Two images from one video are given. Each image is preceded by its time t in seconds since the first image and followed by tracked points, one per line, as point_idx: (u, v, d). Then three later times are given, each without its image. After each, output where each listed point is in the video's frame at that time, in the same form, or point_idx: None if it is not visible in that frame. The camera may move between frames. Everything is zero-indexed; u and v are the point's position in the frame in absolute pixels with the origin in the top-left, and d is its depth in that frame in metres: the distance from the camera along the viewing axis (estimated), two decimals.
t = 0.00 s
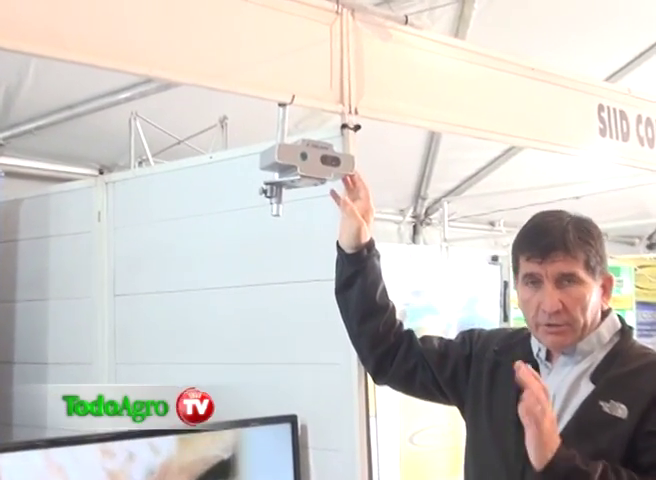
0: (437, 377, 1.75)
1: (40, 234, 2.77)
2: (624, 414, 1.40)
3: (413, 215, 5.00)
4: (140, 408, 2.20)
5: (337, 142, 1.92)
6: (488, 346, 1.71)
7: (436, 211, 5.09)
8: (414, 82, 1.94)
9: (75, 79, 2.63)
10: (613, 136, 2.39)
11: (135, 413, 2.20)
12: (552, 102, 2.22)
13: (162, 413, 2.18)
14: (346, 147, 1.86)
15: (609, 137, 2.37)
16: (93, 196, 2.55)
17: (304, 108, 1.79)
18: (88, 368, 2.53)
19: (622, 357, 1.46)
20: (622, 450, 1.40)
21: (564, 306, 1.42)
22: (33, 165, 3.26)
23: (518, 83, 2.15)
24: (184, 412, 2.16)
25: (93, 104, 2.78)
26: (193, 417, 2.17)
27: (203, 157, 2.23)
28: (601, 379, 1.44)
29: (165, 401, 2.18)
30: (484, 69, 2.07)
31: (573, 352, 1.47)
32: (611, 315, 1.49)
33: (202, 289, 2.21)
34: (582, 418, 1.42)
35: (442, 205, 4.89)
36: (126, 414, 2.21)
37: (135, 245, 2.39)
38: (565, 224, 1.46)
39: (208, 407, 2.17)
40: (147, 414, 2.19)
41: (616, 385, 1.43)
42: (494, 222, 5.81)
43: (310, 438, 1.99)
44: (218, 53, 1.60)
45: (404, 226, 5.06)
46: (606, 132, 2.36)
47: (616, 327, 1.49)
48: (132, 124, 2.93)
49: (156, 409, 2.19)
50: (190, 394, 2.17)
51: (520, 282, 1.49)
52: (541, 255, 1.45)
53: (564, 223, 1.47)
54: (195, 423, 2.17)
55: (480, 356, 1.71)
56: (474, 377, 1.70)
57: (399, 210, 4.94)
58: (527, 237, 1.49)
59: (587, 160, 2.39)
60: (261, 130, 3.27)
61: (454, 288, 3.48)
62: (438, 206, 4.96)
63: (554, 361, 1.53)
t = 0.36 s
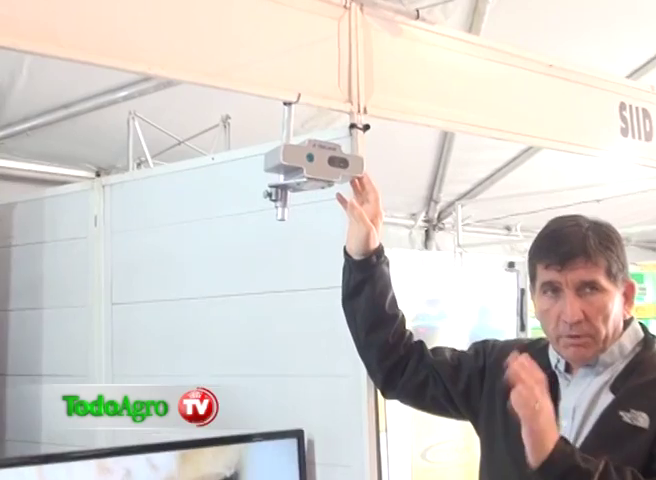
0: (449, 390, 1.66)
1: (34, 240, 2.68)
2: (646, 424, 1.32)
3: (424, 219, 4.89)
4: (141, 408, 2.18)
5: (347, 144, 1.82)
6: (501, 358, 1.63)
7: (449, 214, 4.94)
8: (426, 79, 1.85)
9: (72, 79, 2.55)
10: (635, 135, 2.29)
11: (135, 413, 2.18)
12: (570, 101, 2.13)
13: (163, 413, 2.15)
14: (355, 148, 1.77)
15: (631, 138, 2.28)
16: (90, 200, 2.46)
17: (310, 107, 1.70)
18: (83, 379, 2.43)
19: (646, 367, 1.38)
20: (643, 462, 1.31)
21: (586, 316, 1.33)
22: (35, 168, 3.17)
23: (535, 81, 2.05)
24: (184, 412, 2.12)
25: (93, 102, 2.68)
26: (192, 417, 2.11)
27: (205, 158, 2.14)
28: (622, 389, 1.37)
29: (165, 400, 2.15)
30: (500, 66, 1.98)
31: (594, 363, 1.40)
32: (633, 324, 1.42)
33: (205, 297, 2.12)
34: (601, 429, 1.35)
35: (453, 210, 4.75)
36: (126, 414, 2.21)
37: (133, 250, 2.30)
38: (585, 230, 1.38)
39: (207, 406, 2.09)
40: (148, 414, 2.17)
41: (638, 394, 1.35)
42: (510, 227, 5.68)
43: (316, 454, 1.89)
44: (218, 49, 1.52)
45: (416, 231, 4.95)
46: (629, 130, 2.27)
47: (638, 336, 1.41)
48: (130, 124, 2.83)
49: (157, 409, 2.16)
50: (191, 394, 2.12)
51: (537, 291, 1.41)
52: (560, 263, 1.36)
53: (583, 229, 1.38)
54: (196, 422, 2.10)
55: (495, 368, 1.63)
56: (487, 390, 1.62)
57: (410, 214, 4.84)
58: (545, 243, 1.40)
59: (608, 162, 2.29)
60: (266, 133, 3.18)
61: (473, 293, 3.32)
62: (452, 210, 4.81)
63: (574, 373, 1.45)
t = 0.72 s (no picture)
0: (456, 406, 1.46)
1: (24, 248, 2.59)
2: None
3: (434, 225, 4.61)
4: (140, 408, 2.14)
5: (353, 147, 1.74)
6: (513, 372, 1.43)
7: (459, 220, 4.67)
8: (433, 78, 1.77)
9: (68, 80, 2.47)
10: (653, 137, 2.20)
11: (135, 413, 2.14)
12: (585, 101, 2.04)
13: (162, 413, 2.10)
14: (360, 151, 1.68)
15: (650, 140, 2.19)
16: (83, 205, 2.38)
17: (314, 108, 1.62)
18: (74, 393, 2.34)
19: None
20: None
21: (604, 318, 1.19)
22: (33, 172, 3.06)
23: (549, 80, 1.97)
24: (185, 412, 2.06)
25: (88, 101, 2.58)
26: (193, 417, 2.05)
27: (205, 162, 2.06)
28: (641, 406, 1.21)
29: (165, 401, 2.10)
30: (511, 66, 1.90)
31: (606, 374, 1.22)
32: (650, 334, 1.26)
33: (206, 309, 2.04)
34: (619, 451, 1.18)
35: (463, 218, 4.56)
36: (126, 413, 2.16)
37: (130, 258, 2.22)
38: (604, 229, 1.26)
39: (207, 407, 2.03)
40: (148, 414, 2.12)
41: None
42: (523, 233, 5.40)
43: (322, 472, 1.80)
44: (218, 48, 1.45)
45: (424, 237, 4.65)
46: (647, 133, 2.19)
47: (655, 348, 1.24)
48: (125, 126, 2.74)
49: (157, 410, 2.11)
50: (191, 393, 2.06)
51: (549, 293, 1.26)
52: (576, 260, 1.23)
53: (602, 229, 1.26)
54: (195, 422, 2.04)
55: (504, 382, 1.43)
56: (496, 407, 1.41)
57: (418, 220, 4.55)
58: (559, 242, 1.27)
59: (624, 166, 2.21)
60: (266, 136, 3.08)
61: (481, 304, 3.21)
62: (462, 216, 4.58)
63: (588, 387, 1.26)
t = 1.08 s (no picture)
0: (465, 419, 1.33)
1: (8, 255, 2.50)
2: None
3: (441, 230, 4.35)
4: (141, 408, 2.06)
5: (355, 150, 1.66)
6: (527, 384, 1.30)
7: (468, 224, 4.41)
8: (440, 77, 1.69)
9: (58, 81, 2.41)
10: None
11: (136, 413, 2.07)
12: (599, 101, 1.96)
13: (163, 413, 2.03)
14: (365, 153, 1.60)
15: None
16: (73, 210, 2.30)
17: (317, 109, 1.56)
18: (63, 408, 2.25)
19: None
20: None
21: (622, 326, 1.09)
22: (24, 173, 2.87)
23: (562, 80, 1.89)
24: (185, 413, 1.99)
25: (76, 102, 2.49)
26: (193, 417, 1.97)
27: (200, 165, 2.00)
28: None
29: (165, 401, 2.02)
30: (522, 64, 1.82)
31: (623, 388, 1.12)
32: None
33: (203, 317, 1.97)
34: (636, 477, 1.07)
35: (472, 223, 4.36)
36: (126, 414, 2.08)
37: (120, 264, 2.15)
38: (626, 232, 1.15)
39: (207, 407, 1.94)
40: (148, 414, 2.05)
41: None
42: (535, 239, 5.11)
43: None
44: (220, 48, 1.42)
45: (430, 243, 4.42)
46: None
47: None
48: (118, 127, 2.63)
49: (157, 410, 2.03)
50: (191, 393, 1.98)
51: (565, 297, 1.16)
52: (595, 263, 1.13)
53: (625, 232, 1.15)
54: (196, 422, 1.97)
55: (517, 394, 1.30)
56: (506, 421, 1.29)
57: (425, 224, 4.32)
58: (578, 244, 1.17)
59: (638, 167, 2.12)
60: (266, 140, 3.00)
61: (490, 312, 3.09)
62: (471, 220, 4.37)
63: (603, 402, 1.15)
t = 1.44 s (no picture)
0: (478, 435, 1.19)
1: None
2: None
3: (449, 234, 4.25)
4: (141, 409, 1.97)
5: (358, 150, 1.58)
6: (545, 396, 1.15)
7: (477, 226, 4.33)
8: (447, 73, 1.62)
9: (48, 79, 2.35)
10: None
11: (135, 413, 1.98)
12: (613, 98, 1.88)
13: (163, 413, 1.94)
14: (368, 153, 1.52)
15: None
16: (63, 212, 2.23)
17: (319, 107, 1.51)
18: (51, 421, 2.17)
19: None
20: None
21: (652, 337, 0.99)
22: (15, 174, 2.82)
23: (575, 76, 1.81)
24: (185, 413, 1.90)
25: (63, 101, 2.41)
26: (193, 417, 1.89)
27: (196, 166, 1.94)
28: None
29: (165, 400, 1.93)
30: (533, 60, 1.74)
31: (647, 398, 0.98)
32: None
33: (199, 325, 1.90)
34: None
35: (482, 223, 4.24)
36: (126, 414, 1.99)
37: (108, 268, 2.09)
38: None
39: (207, 407, 1.86)
40: (148, 414, 1.96)
41: None
42: (548, 243, 4.88)
43: None
44: (218, 42, 1.36)
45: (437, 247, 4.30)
46: None
47: None
48: (110, 126, 2.54)
49: (157, 410, 1.95)
50: (191, 393, 1.90)
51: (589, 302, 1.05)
52: (624, 266, 1.02)
53: None
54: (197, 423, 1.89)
55: (532, 407, 1.15)
56: (521, 436, 1.15)
57: (432, 228, 4.19)
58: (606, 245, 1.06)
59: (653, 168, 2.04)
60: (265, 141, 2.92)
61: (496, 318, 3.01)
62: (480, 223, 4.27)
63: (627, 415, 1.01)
